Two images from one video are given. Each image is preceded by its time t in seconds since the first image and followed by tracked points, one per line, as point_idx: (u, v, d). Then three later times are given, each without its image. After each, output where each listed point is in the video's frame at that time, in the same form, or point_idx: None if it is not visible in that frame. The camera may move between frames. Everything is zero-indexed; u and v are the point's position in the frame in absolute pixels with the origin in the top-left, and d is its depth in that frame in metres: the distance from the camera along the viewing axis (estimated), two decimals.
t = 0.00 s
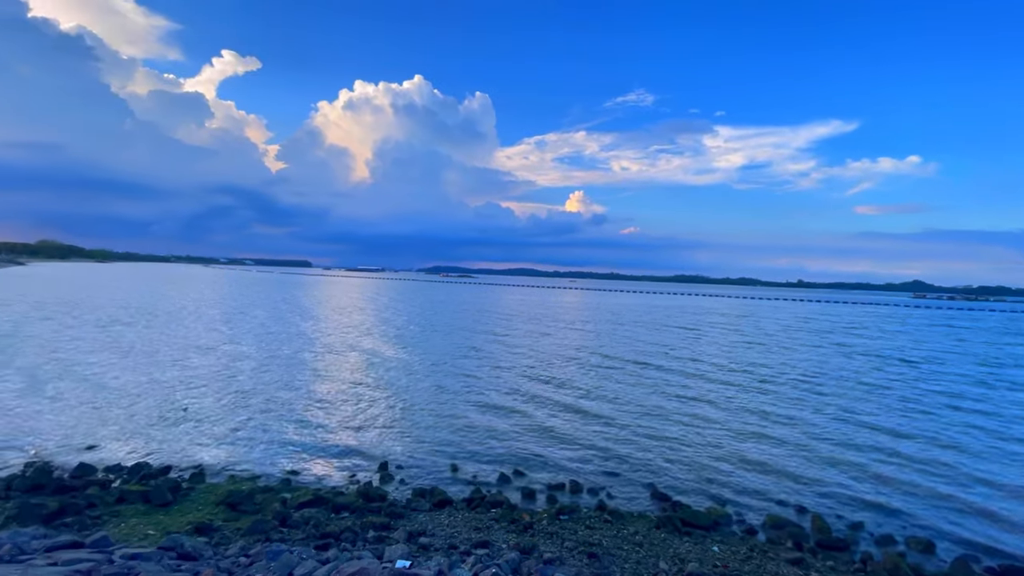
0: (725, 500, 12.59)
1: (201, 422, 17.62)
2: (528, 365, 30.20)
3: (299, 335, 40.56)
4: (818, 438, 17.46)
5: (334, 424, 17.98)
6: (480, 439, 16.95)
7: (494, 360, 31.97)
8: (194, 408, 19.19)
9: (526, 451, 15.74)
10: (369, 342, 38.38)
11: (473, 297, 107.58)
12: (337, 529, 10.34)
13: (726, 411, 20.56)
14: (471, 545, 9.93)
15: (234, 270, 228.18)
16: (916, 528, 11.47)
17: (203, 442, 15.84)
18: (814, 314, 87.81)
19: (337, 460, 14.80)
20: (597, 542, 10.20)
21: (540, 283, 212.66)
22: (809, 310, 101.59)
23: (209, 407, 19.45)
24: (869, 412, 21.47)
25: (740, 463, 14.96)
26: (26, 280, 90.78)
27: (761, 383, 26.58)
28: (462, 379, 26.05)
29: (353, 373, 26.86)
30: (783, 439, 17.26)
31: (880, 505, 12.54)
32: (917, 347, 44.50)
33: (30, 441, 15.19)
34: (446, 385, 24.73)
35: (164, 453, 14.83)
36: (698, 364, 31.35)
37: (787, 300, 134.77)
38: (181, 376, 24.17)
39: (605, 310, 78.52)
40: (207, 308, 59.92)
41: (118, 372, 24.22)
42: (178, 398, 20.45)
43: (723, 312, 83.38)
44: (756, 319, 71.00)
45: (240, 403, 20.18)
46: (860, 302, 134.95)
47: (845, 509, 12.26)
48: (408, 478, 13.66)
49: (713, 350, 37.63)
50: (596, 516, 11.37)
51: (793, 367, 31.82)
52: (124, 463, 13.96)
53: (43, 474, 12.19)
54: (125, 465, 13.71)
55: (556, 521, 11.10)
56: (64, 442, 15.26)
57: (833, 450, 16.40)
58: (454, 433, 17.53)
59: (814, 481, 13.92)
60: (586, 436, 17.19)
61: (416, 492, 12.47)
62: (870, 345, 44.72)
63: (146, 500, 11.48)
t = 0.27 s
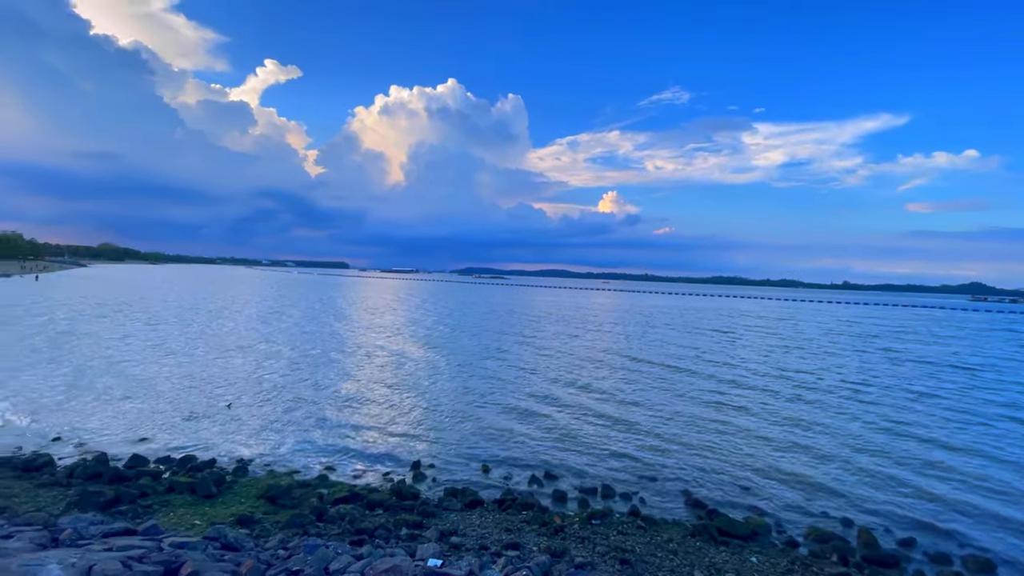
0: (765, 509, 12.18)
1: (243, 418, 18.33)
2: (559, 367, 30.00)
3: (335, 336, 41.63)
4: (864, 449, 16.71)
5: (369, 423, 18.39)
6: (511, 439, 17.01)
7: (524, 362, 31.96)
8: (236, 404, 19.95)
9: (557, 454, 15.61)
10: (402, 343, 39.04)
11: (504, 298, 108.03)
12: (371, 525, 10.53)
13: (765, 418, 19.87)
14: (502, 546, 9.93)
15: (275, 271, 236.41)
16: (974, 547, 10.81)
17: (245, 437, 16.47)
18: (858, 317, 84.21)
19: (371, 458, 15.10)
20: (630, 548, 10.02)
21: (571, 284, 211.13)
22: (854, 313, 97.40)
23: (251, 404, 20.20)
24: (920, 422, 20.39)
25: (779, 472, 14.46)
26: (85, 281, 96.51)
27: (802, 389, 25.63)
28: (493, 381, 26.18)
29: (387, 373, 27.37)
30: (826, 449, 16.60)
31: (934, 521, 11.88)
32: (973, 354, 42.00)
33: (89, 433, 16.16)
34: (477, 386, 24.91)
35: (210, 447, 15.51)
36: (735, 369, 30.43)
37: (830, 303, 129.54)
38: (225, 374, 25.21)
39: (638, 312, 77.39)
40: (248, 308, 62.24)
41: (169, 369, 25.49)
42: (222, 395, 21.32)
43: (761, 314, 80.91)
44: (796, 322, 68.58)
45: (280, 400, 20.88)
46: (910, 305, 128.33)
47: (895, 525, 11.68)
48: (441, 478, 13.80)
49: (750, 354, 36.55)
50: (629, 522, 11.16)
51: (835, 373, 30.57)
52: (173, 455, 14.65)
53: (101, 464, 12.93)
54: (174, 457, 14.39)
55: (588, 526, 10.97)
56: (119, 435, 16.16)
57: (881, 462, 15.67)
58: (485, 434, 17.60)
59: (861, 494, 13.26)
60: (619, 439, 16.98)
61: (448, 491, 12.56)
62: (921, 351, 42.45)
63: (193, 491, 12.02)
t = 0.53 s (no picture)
0: (806, 520, 11.75)
1: (281, 415, 18.93)
2: (588, 369, 29.75)
3: (367, 335, 42.48)
4: (912, 461, 15.94)
5: (400, 422, 18.70)
6: (541, 441, 16.99)
7: (554, 363, 31.87)
8: (274, 401, 20.64)
9: (587, 457, 15.47)
10: (433, 343, 39.53)
11: (534, 299, 107.93)
12: (403, 523, 10.70)
13: (804, 426, 19.17)
14: (533, 549, 9.91)
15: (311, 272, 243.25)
16: None
17: (283, 433, 16.99)
18: (906, 321, 80.32)
19: (403, 457, 15.33)
20: (662, 555, 9.84)
21: (602, 285, 209.15)
22: (901, 316, 93.10)
23: (288, 401, 20.83)
24: (975, 434, 19.28)
25: (820, 482, 13.94)
26: (134, 282, 101.60)
27: (844, 396, 24.63)
28: (522, 382, 26.19)
29: (417, 373, 27.75)
30: (871, 460, 15.91)
31: (991, 539, 11.21)
32: None
33: (139, 426, 16.99)
34: (506, 387, 24.98)
35: (249, 442, 16.08)
36: (772, 375, 29.48)
37: (876, 306, 123.90)
38: (264, 372, 26.11)
39: (670, 314, 76.07)
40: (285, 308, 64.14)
41: (212, 366, 26.59)
42: (261, 392, 22.06)
43: (799, 317, 78.25)
44: (837, 325, 65.97)
45: (315, 398, 21.48)
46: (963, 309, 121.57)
47: (948, 541, 11.08)
48: (471, 478, 13.89)
49: (788, 359, 35.39)
50: (661, 528, 10.97)
51: (881, 380, 29.26)
52: (215, 449, 15.27)
53: (150, 456, 13.58)
54: (217, 451, 14.98)
55: (619, 531, 10.84)
56: (166, 428, 16.94)
57: (931, 475, 14.91)
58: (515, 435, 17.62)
59: (910, 509, 12.63)
60: (651, 444, 16.72)
61: (479, 491, 12.64)
62: (975, 358, 40.17)
63: (234, 485, 12.47)
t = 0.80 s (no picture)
0: (849, 533, 11.28)
1: (316, 413, 19.44)
2: (617, 372, 29.41)
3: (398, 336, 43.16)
4: (965, 475, 15.10)
5: (431, 422, 18.94)
6: (571, 443, 16.92)
7: (584, 365, 31.65)
8: (311, 400, 21.25)
9: (618, 461, 15.30)
10: (463, 344, 39.85)
11: (564, 301, 107.47)
12: (435, 522, 10.81)
13: (845, 434, 18.43)
14: (564, 552, 9.84)
15: (344, 273, 249.00)
16: None
17: (318, 430, 17.47)
18: (958, 325, 76.13)
19: (434, 456, 15.53)
20: (697, 563, 9.61)
21: (632, 286, 206.36)
22: (952, 319, 88.39)
23: (323, 399, 21.42)
24: None
25: (865, 494, 13.37)
26: (181, 282, 106.42)
27: (890, 404, 23.56)
28: (552, 384, 26.11)
29: (447, 373, 28.06)
30: (920, 472, 15.16)
31: None
32: None
33: (185, 421, 17.79)
34: (536, 389, 24.96)
35: (287, 438, 16.60)
36: (811, 381, 28.46)
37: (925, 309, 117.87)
38: (301, 370, 26.92)
39: (703, 316, 74.45)
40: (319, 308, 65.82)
41: (252, 365, 27.62)
42: (297, 390, 22.75)
43: (841, 320, 75.28)
44: (882, 329, 63.10)
45: (349, 397, 22.01)
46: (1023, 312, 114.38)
47: (1006, 561, 10.44)
48: (501, 479, 13.93)
49: (829, 365, 34.08)
50: (696, 536, 10.72)
51: (930, 387, 27.84)
52: (255, 445, 15.82)
53: (194, 450, 14.18)
54: (257, 446, 15.54)
55: (652, 537, 10.65)
56: (210, 424, 17.67)
57: (986, 491, 14.10)
58: (544, 437, 17.57)
59: (963, 525, 11.97)
60: (684, 449, 16.39)
61: (509, 492, 12.66)
62: None
63: (273, 479, 12.89)
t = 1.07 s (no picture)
0: (897, 550, 10.76)
1: (351, 411, 19.91)
2: (649, 375, 28.96)
3: (429, 336, 43.74)
4: None
5: (462, 422, 19.12)
6: (602, 446, 16.76)
7: (615, 368, 31.30)
8: (345, 398, 21.77)
9: (650, 466, 15.06)
10: (493, 345, 40.05)
11: (594, 302, 106.60)
12: (466, 521, 10.90)
13: (892, 445, 17.60)
14: (595, 556, 9.75)
15: (378, 274, 254.05)
16: None
17: (352, 428, 17.90)
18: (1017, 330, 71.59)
19: (465, 456, 15.67)
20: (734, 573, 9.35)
21: (665, 287, 202.53)
22: (1010, 324, 83.29)
23: (357, 398, 21.93)
24: None
25: (913, 509, 12.74)
26: (224, 283, 111.02)
27: (940, 414, 22.36)
28: (582, 386, 25.92)
29: (478, 374, 28.28)
30: (974, 487, 14.34)
31: None
32: None
33: (228, 417, 18.55)
34: (566, 391, 24.84)
35: (323, 436, 17.06)
36: (854, 387, 27.29)
37: (980, 313, 111.41)
38: (336, 370, 27.63)
39: (738, 319, 72.52)
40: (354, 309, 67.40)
41: (290, 364, 28.53)
42: (332, 389, 23.38)
43: (886, 324, 71.97)
44: (932, 334, 59.95)
45: (382, 396, 22.46)
46: None
47: None
48: (532, 480, 13.92)
49: (874, 371, 32.61)
50: (733, 545, 10.43)
51: (986, 396, 26.27)
52: (293, 441, 16.33)
53: (236, 444, 14.75)
54: (295, 443, 16.05)
55: (687, 544, 10.42)
56: (251, 420, 18.35)
57: None
58: (574, 440, 17.46)
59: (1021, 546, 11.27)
60: (719, 456, 16.00)
61: (540, 494, 12.64)
62: None
63: (310, 474, 13.27)
